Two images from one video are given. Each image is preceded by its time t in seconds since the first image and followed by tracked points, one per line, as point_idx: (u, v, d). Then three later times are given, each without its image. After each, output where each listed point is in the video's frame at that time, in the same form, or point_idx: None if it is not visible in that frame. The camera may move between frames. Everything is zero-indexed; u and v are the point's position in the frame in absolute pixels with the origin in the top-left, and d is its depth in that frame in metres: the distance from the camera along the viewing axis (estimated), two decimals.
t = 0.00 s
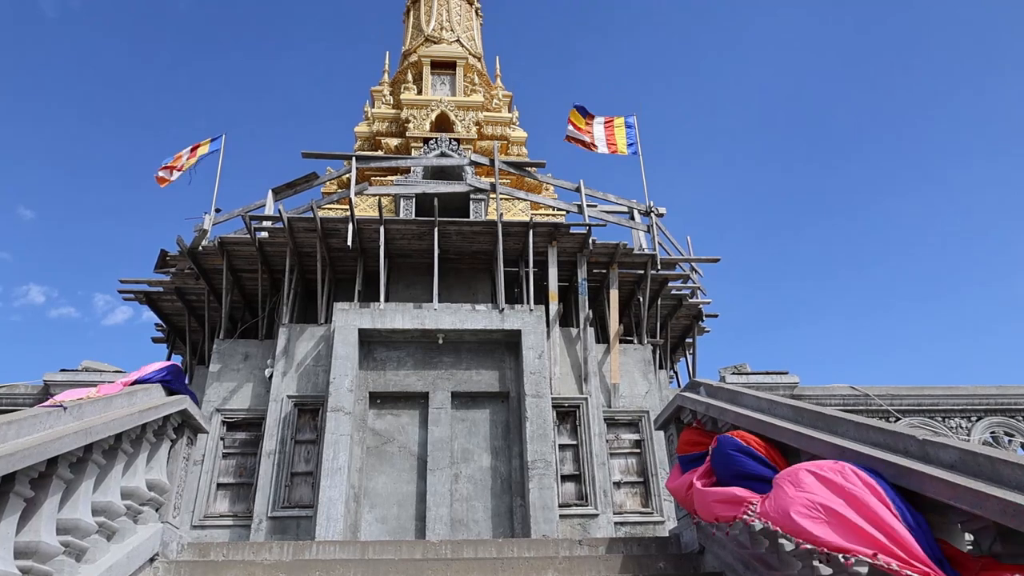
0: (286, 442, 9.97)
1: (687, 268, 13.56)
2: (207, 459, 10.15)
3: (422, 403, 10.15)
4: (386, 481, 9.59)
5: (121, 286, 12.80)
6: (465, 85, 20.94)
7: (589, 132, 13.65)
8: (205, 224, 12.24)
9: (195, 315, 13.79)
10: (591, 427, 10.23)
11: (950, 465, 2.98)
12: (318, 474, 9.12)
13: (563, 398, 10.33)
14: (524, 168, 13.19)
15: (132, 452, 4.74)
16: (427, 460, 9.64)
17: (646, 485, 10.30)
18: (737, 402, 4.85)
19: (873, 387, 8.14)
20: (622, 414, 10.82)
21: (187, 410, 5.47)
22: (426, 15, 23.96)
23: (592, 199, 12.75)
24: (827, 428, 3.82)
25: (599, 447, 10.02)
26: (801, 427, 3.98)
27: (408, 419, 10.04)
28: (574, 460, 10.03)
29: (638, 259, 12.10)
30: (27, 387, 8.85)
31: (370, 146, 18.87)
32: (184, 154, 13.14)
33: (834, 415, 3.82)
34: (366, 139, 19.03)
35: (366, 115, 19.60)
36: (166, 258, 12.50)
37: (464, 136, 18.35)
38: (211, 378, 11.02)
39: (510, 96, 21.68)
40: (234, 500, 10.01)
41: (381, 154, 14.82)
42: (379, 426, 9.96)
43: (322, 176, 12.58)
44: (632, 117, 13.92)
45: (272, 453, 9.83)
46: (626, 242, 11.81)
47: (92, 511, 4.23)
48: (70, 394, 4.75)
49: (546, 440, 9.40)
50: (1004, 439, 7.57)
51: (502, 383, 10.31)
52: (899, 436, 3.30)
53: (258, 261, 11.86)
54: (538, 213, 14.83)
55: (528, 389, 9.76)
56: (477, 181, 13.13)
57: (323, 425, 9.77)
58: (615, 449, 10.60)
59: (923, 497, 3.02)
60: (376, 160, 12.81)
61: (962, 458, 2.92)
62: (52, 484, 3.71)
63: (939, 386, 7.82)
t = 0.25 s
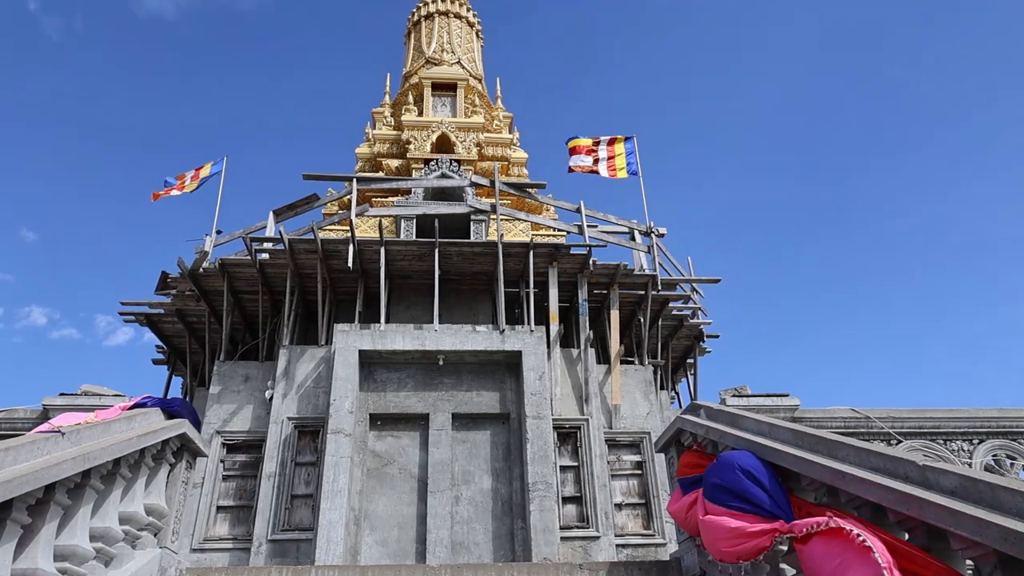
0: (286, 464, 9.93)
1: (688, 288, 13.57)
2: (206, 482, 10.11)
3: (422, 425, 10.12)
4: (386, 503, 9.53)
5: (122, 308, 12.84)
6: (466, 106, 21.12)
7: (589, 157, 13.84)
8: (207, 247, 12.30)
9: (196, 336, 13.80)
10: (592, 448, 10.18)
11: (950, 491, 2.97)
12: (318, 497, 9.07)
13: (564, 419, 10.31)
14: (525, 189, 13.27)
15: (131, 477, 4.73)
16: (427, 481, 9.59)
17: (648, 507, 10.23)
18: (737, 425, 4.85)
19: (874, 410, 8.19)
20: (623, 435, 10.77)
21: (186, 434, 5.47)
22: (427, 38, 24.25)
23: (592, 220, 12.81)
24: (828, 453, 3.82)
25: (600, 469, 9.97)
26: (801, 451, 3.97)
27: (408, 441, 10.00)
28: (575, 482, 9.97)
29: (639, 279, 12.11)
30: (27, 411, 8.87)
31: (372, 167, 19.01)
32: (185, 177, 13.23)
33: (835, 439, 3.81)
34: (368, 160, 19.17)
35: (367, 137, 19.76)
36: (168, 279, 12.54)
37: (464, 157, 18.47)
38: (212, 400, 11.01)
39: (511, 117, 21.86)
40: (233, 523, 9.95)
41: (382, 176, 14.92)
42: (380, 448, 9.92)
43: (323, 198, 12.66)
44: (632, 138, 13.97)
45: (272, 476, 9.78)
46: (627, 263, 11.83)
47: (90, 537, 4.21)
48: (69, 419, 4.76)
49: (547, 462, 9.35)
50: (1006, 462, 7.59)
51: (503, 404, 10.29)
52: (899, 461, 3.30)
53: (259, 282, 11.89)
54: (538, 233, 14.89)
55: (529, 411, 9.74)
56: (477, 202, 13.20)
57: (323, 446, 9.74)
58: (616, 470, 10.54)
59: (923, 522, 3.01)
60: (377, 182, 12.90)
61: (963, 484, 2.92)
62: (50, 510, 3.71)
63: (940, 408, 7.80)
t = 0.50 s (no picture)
0: (287, 485, 9.92)
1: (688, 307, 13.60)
2: (207, 502, 10.08)
3: (423, 445, 10.10)
4: (386, 524, 9.50)
5: (124, 328, 12.88)
6: (466, 126, 21.30)
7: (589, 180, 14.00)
8: (208, 267, 12.37)
9: (198, 356, 13.83)
10: (594, 468, 10.17)
11: (948, 516, 2.98)
12: (318, 518, 9.03)
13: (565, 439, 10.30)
14: (525, 209, 13.35)
15: (131, 500, 4.74)
16: (428, 502, 9.56)
17: (649, 527, 10.18)
18: (736, 447, 4.86)
19: (874, 432, 8.17)
20: (624, 455, 10.75)
21: (186, 456, 5.49)
22: (428, 58, 24.49)
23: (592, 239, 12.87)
24: (827, 476, 3.82)
25: (601, 489, 9.94)
26: (800, 474, 3.99)
27: (409, 461, 9.98)
28: (576, 502, 9.93)
29: (639, 299, 12.14)
30: (27, 435, 8.89)
31: (373, 187, 19.15)
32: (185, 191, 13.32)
33: (833, 462, 3.82)
34: (369, 180, 19.31)
35: (369, 156, 19.91)
36: (169, 300, 12.60)
37: (465, 176, 18.60)
38: (213, 421, 11.02)
39: (511, 136, 22.03)
40: (234, 544, 9.91)
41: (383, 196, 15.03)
42: (381, 468, 9.90)
43: (324, 218, 12.75)
44: (635, 157, 13.99)
45: (273, 497, 9.76)
46: (627, 282, 11.86)
47: (89, 562, 4.20)
48: (68, 444, 4.78)
49: (548, 482, 9.32)
50: (1007, 484, 7.56)
51: (503, 424, 10.28)
52: (897, 485, 3.31)
53: (260, 303, 11.94)
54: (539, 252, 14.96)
55: (529, 431, 9.73)
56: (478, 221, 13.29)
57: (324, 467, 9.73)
58: (618, 490, 10.50)
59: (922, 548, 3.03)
60: (378, 202, 12.99)
61: (960, 509, 2.93)
62: (49, 535, 3.72)
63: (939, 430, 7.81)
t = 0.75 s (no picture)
0: (288, 492, 9.91)
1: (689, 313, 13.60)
2: (208, 509, 10.08)
3: (424, 452, 10.11)
4: (387, 532, 9.48)
5: (125, 336, 12.90)
6: (467, 132, 21.35)
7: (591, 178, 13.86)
8: (209, 274, 12.40)
9: (198, 363, 13.84)
10: (595, 475, 10.16)
11: (948, 527, 2.99)
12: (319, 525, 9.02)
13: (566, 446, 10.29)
14: (526, 216, 13.38)
15: (131, 509, 4.75)
16: (429, 509, 9.56)
17: (650, 534, 10.16)
18: (737, 456, 4.86)
19: (875, 439, 8.19)
20: (626, 462, 10.74)
21: (186, 465, 5.50)
22: (429, 65, 24.60)
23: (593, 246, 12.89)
24: (826, 486, 3.83)
25: (602, 496, 9.93)
26: (800, 483, 3.99)
27: (410, 468, 9.97)
28: (577, 509, 9.92)
29: (640, 306, 12.16)
30: (28, 444, 8.90)
31: (374, 194, 19.19)
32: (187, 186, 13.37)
33: (833, 473, 3.83)
34: (370, 186, 19.35)
35: (369, 163, 19.96)
36: (170, 307, 12.62)
37: (465, 183, 18.65)
38: (214, 428, 11.03)
39: (511, 142, 22.09)
40: (235, 551, 9.91)
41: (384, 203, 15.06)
42: (382, 475, 9.90)
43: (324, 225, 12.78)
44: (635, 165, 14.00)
45: (273, 504, 9.75)
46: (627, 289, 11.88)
47: (90, 571, 4.20)
48: (68, 454, 4.79)
49: (549, 489, 9.30)
50: (1008, 492, 7.50)
51: (504, 431, 10.28)
52: (897, 496, 3.32)
53: (261, 310, 11.95)
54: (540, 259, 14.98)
55: (530, 438, 9.71)
56: (478, 228, 13.32)
57: (326, 474, 9.73)
58: (618, 497, 10.50)
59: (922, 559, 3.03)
60: (378, 209, 13.02)
61: (961, 521, 2.93)
62: (49, 545, 3.72)
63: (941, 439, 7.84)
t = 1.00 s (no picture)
0: (289, 492, 9.92)
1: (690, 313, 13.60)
2: (209, 510, 10.09)
3: (425, 452, 10.11)
4: (388, 532, 9.49)
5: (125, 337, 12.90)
6: (468, 132, 21.35)
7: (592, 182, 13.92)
8: (210, 275, 12.40)
9: (199, 364, 13.84)
10: (596, 476, 10.17)
11: (947, 530, 2.99)
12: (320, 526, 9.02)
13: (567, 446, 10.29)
14: (526, 216, 13.38)
15: (132, 512, 4.76)
16: (430, 509, 9.57)
17: (651, 534, 10.17)
18: (737, 457, 4.86)
19: (875, 440, 8.26)
20: (627, 462, 10.74)
21: (188, 467, 5.51)
22: (429, 65, 24.59)
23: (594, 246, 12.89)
24: (826, 488, 3.83)
25: (603, 496, 9.93)
26: (801, 485, 3.99)
27: (411, 469, 9.98)
28: (578, 509, 9.92)
29: (641, 306, 12.17)
30: (29, 445, 8.92)
31: (374, 194, 19.19)
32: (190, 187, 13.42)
33: (833, 475, 3.83)
34: (371, 187, 19.35)
35: (370, 162, 19.97)
36: (171, 307, 12.62)
37: (466, 183, 18.65)
38: (215, 429, 11.04)
39: (512, 142, 22.08)
40: (236, 551, 9.92)
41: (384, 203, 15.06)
42: (383, 476, 9.90)
43: (325, 226, 12.78)
44: (634, 163, 13.96)
45: (275, 504, 9.76)
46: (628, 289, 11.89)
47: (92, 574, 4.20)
48: (69, 457, 4.80)
49: (550, 490, 9.30)
50: (1008, 493, 7.49)
51: (505, 431, 10.28)
52: (897, 499, 3.31)
53: (262, 310, 11.95)
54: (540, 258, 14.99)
55: (530, 439, 9.70)
56: (479, 229, 13.33)
57: (327, 474, 9.74)
58: (619, 497, 10.50)
59: (921, 562, 3.03)
60: (379, 210, 13.03)
61: (960, 524, 2.93)
62: (51, 548, 3.73)
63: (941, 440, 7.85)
